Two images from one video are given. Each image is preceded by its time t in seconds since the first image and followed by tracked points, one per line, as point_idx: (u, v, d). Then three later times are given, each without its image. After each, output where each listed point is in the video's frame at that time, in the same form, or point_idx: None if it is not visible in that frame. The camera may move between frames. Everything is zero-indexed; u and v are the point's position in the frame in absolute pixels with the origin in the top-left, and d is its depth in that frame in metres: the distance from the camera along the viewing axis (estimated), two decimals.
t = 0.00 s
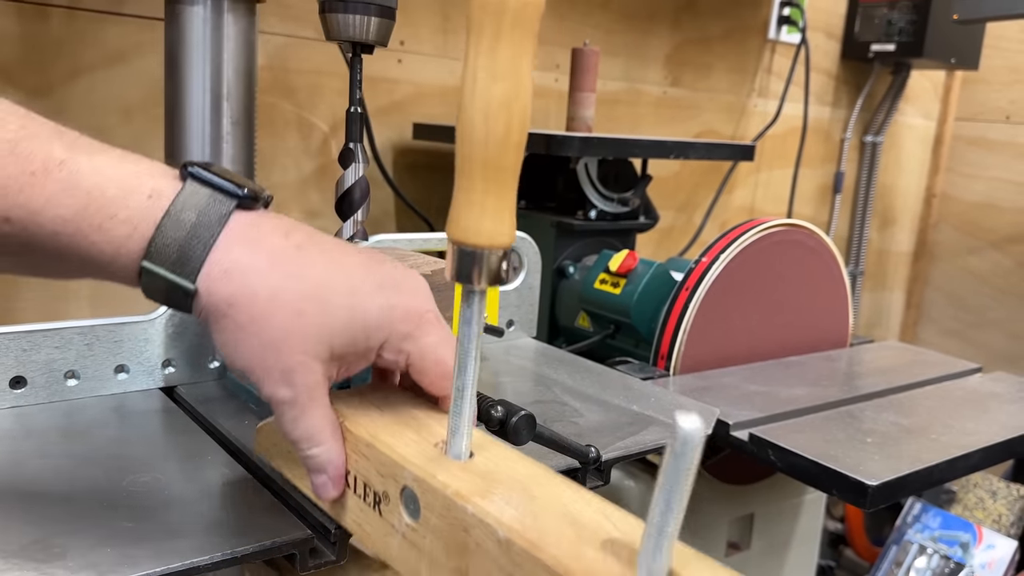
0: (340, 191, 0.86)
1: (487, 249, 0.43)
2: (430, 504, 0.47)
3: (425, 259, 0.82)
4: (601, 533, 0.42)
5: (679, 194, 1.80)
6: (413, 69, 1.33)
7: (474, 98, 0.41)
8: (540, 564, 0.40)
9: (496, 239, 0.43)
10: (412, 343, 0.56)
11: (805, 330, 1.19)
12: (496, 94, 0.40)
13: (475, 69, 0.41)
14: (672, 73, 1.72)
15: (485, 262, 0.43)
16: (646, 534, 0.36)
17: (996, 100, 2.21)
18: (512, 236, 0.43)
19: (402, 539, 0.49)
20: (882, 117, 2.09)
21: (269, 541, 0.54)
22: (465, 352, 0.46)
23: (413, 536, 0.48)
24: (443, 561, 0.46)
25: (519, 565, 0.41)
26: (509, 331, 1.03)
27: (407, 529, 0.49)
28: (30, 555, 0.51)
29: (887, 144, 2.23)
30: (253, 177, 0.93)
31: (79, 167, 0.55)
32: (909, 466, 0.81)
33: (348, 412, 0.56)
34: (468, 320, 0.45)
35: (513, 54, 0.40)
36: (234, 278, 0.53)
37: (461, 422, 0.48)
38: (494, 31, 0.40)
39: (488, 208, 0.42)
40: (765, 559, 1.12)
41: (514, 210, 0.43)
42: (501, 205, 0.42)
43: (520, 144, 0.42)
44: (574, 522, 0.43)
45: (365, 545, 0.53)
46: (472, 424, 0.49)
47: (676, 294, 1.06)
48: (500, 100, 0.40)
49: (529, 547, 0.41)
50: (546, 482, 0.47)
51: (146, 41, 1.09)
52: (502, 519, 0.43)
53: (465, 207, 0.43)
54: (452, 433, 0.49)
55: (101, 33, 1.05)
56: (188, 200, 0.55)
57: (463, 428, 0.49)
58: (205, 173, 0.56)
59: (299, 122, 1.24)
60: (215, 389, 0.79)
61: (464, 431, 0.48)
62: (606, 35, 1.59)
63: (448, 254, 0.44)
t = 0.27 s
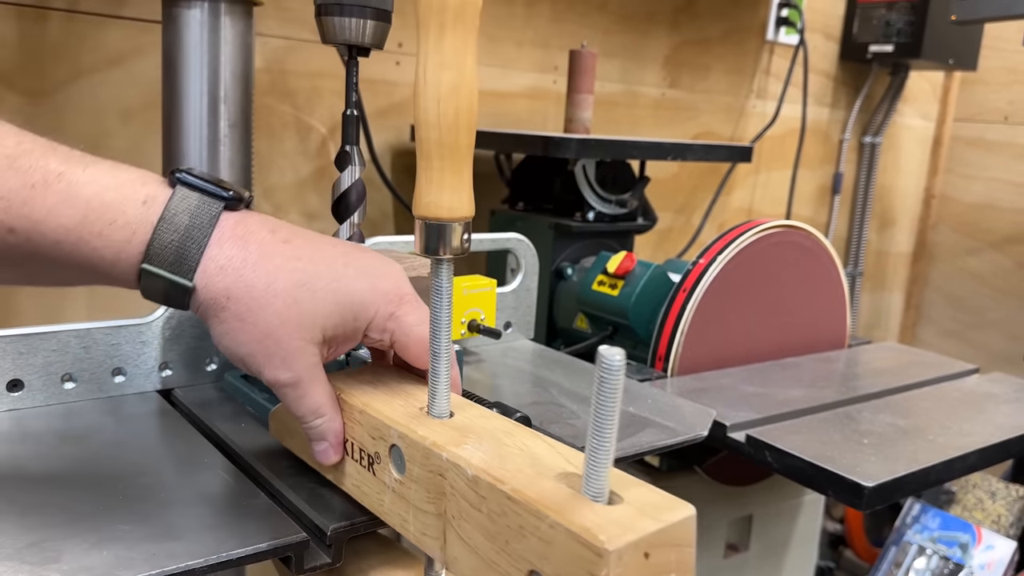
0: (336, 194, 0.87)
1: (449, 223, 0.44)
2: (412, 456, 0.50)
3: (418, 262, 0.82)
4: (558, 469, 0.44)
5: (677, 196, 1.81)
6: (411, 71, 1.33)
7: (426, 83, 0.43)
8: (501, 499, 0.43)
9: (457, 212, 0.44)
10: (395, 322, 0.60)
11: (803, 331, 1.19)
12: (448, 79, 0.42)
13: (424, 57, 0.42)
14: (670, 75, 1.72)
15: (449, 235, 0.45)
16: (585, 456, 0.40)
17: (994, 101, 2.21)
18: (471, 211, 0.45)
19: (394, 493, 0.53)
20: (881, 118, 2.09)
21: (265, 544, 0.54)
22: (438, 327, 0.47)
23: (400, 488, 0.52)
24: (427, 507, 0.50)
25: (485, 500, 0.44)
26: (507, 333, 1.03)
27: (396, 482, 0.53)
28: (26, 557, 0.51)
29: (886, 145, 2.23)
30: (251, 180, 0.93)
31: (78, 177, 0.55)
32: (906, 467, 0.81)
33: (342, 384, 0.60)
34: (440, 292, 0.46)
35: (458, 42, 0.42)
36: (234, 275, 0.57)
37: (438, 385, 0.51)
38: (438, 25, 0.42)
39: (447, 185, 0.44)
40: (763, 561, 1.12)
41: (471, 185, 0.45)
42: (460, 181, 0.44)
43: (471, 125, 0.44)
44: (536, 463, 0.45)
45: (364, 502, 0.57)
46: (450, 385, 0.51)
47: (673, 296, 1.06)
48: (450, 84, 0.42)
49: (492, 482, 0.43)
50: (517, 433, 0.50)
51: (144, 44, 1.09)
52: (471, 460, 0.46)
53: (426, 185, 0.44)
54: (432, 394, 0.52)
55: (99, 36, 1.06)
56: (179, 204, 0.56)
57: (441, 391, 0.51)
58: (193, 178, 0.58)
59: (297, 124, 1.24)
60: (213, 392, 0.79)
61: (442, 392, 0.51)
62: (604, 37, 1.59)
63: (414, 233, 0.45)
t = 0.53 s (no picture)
0: (333, 199, 0.88)
1: (438, 238, 0.45)
2: (393, 453, 0.49)
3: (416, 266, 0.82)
4: (530, 468, 0.45)
5: (676, 198, 1.81)
6: (409, 75, 1.34)
7: (422, 103, 0.43)
8: (476, 495, 0.43)
9: (446, 227, 0.45)
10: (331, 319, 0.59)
11: (800, 333, 1.20)
12: (444, 100, 0.43)
13: (422, 79, 0.43)
14: (668, 77, 1.73)
15: (437, 249, 0.45)
16: (558, 456, 0.40)
17: (992, 102, 2.21)
18: (461, 227, 0.45)
19: (373, 487, 0.52)
20: (879, 120, 2.10)
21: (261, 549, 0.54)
22: (422, 335, 0.47)
23: (380, 483, 0.51)
24: (404, 502, 0.49)
25: (461, 496, 0.44)
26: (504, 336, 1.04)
27: (376, 477, 0.52)
28: (23, 564, 0.51)
29: (884, 147, 2.23)
30: (249, 185, 0.93)
31: None
32: (902, 470, 0.81)
33: (322, 380, 0.58)
34: (425, 300, 0.46)
35: (457, 67, 0.43)
36: (151, 339, 0.48)
37: (421, 381, 0.50)
38: (438, 50, 0.43)
39: (438, 201, 0.44)
40: (762, 563, 1.12)
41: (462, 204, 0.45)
42: (450, 198, 0.44)
43: (465, 146, 0.44)
44: (510, 463, 0.45)
45: (344, 497, 0.57)
46: (433, 382, 0.50)
47: (671, 299, 1.07)
48: (445, 105, 0.43)
49: (469, 480, 0.44)
50: (491, 433, 0.49)
51: (143, 49, 1.10)
52: (449, 457, 0.46)
53: (416, 200, 0.44)
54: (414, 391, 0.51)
55: (97, 40, 1.06)
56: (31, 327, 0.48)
57: (423, 388, 0.50)
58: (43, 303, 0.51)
59: (295, 128, 1.24)
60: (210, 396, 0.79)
61: (425, 389, 0.50)
62: (602, 40, 1.60)
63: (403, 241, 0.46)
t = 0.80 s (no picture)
0: (331, 203, 0.88)
1: (436, 239, 0.45)
2: (391, 453, 0.50)
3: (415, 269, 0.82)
4: (527, 469, 0.45)
5: (674, 200, 1.81)
6: (407, 78, 1.34)
7: (421, 108, 0.43)
8: (473, 495, 0.43)
9: (443, 229, 0.45)
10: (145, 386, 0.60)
11: (798, 335, 1.20)
12: (442, 104, 0.43)
13: (423, 83, 0.43)
14: (666, 80, 1.73)
15: (434, 251, 0.45)
16: (556, 455, 0.40)
17: (991, 103, 2.21)
18: (459, 229, 0.45)
19: (370, 488, 0.52)
20: (877, 121, 2.10)
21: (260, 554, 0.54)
22: (421, 337, 0.47)
23: (378, 484, 0.52)
24: (401, 502, 0.49)
25: (459, 495, 0.44)
26: (502, 339, 1.04)
27: (374, 478, 0.52)
28: (23, 570, 0.51)
29: (882, 149, 2.23)
30: (248, 188, 0.94)
31: None
32: (902, 472, 0.81)
33: (321, 382, 0.59)
34: (424, 302, 0.46)
35: (457, 72, 0.43)
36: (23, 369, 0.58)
37: (419, 385, 0.50)
38: (438, 55, 0.43)
39: (436, 204, 0.44)
40: (761, 564, 1.12)
41: (462, 206, 0.45)
42: (448, 201, 0.44)
43: (465, 150, 0.44)
44: (507, 463, 0.46)
45: (341, 498, 0.57)
46: (430, 385, 0.50)
47: (668, 301, 1.07)
48: (445, 110, 0.43)
49: (467, 479, 0.44)
50: (489, 434, 0.50)
51: (142, 52, 1.10)
52: (446, 458, 0.46)
53: (415, 202, 0.45)
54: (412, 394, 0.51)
55: (96, 43, 1.06)
56: None
57: (421, 391, 0.50)
58: None
59: (294, 131, 1.24)
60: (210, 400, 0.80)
61: (422, 392, 0.50)
62: (600, 43, 1.60)
63: (403, 243, 0.46)
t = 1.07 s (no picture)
0: (329, 205, 0.89)
1: (424, 242, 0.45)
2: (383, 457, 0.50)
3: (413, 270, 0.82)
4: (517, 472, 0.45)
5: (673, 201, 1.81)
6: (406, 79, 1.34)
7: (406, 107, 0.43)
8: (463, 499, 0.43)
9: (430, 232, 0.45)
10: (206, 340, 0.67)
11: (797, 335, 1.20)
12: (427, 104, 0.43)
13: (405, 85, 0.43)
14: (665, 80, 1.73)
15: (422, 254, 0.45)
16: (543, 460, 0.40)
17: (989, 103, 2.21)
18: (445, 231, 0.45)
19: (363, 491, 0.53)
20: (876, 122, 2.10)
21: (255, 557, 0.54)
22: (411, 340, 0.46)
23: (371, 487, 0.52)
24: (393, 505, 0.49)
25: (449, 500, 0.44)
26: (501, 340, 1.04)
27: (367, 481, 0.52)
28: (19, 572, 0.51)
29: (881, 149, 2.24)
30: (246, 189, 0.94)
31: None
32: (896, 474, 0.81)
33: (314, 385, 0.59)
34: (413, 305, 0.46)
35: (440, 74, 0.43)
36: (113, 332, 0.65)
37: (410, 389, 0.50)
38: (420, 56, 0.43)
39: (421, 206, 0.44)
40: (760, 564, 1.13)
41: (447, 207, 0.45)
42: (434, 203, 0.44)
43: (450, 151, 0.44)
44: (498, 467, 0.46)
45: (334, 501, 0.57)
46: (422, 389, 0.50)
47: (667, 302, 1.07)
48: (429, 112, 0.43)
49: (456, 484, 0.44)
50: (481, 437, 0.49)
51: (141, 54, 1.10)
52: (437, 462, 0.46)
53: (402, 205, 0.45)
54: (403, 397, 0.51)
55: (95, 45, 1.06)
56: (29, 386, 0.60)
57: (413, 395, 0.50)
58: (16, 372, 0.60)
59: (293, 132, 1.24)
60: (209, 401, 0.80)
61: (413, 396, 0.50)
62: (599, 44, 1.60)
63: (390, 247, 0.46)
